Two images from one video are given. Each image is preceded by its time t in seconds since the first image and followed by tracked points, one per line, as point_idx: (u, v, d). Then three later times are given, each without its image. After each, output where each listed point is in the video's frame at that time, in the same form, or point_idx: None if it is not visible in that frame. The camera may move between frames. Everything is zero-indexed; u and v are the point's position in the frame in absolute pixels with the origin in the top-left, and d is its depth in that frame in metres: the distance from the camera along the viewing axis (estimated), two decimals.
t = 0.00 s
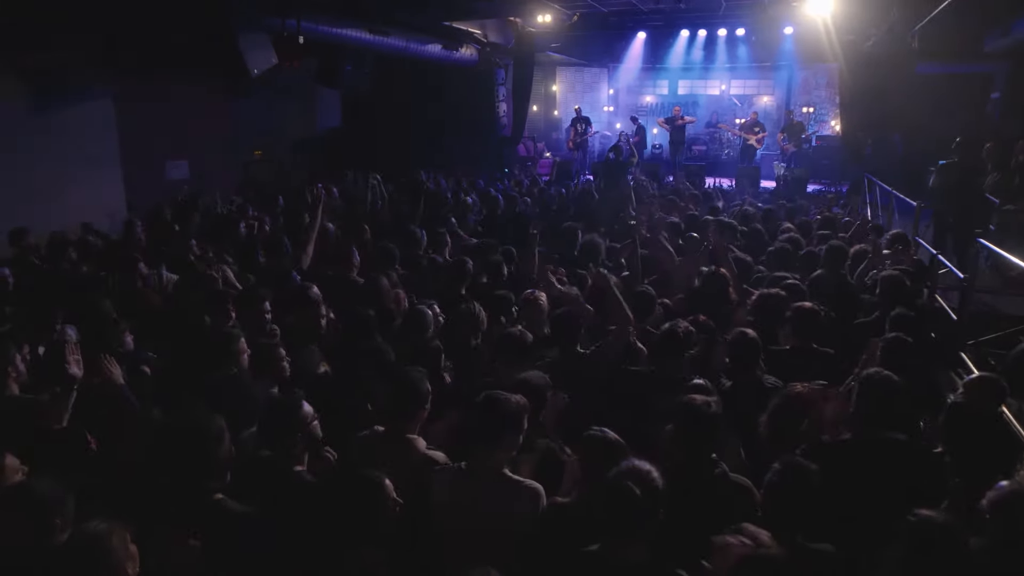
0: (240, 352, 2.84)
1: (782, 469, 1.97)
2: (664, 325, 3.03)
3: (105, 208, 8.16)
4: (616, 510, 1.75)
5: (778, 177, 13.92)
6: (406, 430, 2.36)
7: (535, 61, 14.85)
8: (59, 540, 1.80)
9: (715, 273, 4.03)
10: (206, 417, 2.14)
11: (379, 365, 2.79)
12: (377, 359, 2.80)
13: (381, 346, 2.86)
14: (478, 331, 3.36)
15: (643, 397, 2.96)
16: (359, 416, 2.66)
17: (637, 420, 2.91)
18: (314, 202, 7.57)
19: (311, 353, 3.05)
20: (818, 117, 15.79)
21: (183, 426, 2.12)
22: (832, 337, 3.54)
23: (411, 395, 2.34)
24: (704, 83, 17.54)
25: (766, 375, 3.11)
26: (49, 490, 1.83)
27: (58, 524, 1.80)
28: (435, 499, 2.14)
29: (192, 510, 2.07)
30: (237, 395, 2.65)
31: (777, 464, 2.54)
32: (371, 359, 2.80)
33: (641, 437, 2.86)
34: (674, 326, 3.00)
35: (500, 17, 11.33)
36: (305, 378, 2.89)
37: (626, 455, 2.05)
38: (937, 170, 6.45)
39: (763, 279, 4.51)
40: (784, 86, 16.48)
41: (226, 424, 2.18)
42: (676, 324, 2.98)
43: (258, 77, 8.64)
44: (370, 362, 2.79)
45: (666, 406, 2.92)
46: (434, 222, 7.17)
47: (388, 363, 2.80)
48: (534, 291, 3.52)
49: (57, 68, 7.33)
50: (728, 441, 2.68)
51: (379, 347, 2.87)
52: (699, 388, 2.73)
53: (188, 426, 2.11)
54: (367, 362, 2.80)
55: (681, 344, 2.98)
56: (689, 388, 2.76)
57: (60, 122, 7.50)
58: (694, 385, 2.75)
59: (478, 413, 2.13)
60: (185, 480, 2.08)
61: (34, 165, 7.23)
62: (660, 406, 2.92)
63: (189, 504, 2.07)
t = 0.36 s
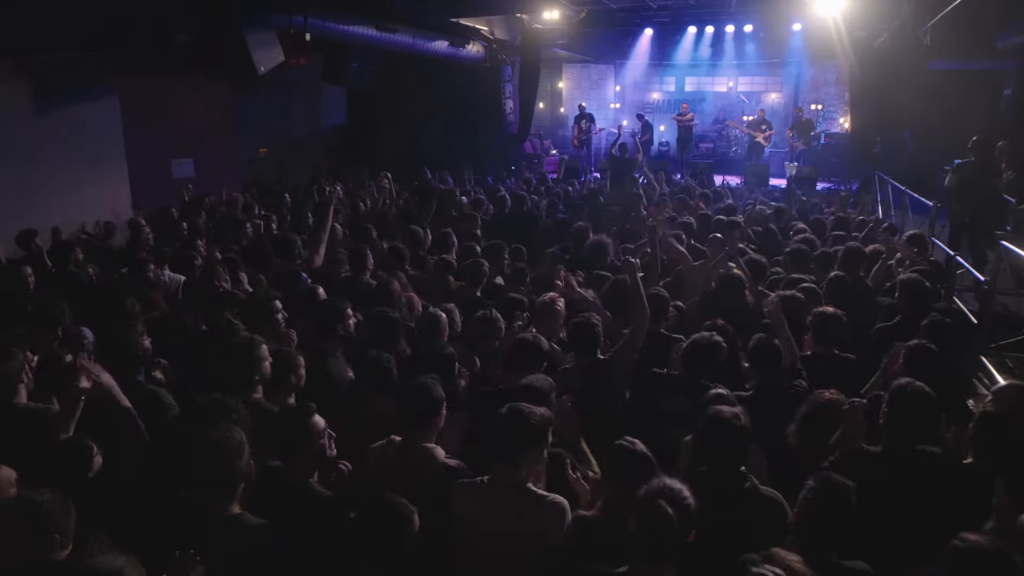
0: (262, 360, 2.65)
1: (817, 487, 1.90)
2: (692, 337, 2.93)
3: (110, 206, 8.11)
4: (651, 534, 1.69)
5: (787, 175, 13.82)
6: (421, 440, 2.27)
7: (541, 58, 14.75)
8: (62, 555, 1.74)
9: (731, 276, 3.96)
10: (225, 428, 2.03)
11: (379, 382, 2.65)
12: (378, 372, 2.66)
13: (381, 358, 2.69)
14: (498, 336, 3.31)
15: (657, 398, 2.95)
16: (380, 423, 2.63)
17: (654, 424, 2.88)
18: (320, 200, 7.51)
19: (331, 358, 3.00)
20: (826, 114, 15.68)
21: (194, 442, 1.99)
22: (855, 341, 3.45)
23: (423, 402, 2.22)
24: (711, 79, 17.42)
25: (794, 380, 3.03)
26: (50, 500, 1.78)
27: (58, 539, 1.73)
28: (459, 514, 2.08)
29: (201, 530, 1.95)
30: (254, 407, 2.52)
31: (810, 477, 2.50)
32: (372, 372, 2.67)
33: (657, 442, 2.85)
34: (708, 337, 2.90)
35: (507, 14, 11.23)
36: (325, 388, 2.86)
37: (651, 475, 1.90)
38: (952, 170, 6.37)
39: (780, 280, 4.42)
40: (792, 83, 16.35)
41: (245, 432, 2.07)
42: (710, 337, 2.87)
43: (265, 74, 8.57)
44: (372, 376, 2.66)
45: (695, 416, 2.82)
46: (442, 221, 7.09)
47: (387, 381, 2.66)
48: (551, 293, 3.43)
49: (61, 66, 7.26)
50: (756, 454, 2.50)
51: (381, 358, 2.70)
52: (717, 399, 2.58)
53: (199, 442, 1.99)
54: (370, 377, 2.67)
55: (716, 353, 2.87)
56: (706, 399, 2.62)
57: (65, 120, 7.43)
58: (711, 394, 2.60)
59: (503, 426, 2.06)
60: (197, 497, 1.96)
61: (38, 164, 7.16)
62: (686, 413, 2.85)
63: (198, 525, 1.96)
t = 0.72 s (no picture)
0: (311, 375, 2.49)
1: (856, 505, 1.83)
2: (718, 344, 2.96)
3: (117, 203, 8.06)
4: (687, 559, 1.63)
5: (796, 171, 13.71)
6: (435, 452, 2.17)
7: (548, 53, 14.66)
8: None
9: (748, 277, 3.90)
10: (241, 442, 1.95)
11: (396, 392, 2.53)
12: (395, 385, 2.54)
13: (399, 367, 2.57)
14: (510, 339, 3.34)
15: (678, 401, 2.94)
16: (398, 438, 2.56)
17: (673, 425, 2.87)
18: (327, 199, 7.45)
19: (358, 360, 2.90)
20: (836, 110, 15.56)
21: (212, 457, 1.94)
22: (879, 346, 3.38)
23: (433, 415, 2.12)
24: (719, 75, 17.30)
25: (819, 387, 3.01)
26: (11, 540, 1.65)
27: None
28: (480, 529, 2.01)
29: (218, 544, 1.88)
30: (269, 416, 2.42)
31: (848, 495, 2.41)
32: (391, 385, 2.55)
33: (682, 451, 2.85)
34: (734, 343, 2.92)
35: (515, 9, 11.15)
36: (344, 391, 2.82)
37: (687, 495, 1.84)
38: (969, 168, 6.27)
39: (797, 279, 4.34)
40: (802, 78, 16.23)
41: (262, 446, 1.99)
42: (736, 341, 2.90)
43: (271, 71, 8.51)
44: (389, 388, 2.55)
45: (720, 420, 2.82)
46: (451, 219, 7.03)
47: (404, 395, 2.54)
48: (566, 295, 3.39)
49: (67, 62, 7.20)
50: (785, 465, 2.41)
51: (398, 366, 2.58)
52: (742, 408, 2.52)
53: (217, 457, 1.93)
54: (386, 389, 2.56)
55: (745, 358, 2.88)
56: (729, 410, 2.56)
57: (71, 117, 7.38)
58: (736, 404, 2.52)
59: (524, 439, 1.98)
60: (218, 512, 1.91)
61: (44, 161, 7.11)
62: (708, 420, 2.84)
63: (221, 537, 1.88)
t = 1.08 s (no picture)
0: (329, 391, 2.42)
1: (894, 527, 1.75)
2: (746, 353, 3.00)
3: (120, 202, 7.98)
4: None
5: (804, 170, 13.62)
6: (451, 468, 2.07)
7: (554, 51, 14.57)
8: None
9: (764, 281, 3.83)
10: (250, 467, 1.87)
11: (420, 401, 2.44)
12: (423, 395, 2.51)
13: (427, 376, 2.56)
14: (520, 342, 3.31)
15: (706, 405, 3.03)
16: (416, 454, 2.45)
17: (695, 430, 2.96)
18: (332, 199, 7.38)
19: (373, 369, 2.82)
20: (843, 108, 15.46)
21: (220, 479, 1.85)
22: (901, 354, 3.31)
23: (448, 430, 2.04)
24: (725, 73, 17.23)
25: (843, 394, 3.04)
26: None
27: None
28: (499, 548, 1.94)
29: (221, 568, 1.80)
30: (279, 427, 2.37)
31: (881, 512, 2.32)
32: (419, 395, 2.52)
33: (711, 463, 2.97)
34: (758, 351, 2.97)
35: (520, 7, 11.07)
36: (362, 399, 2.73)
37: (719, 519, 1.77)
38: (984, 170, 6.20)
39: (813, 283, 4.27)
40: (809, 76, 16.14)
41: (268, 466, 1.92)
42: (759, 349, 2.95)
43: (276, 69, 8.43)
44: (417, 398, 2.52)
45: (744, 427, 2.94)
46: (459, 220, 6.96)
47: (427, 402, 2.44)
48: (582, 301, 3.39)
49: (68, 60, 7.11)
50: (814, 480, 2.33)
51: (425, 375, 2.57)
52: (770, 418, 2.54)
53: (224, 479, 1.84)
54: (413, 399, 2.53)
55: (773, 369, 2.94)
56: (756, 418, 2.59)
57: (72, 115, 7.29)
58: (764, 414, 2.56)
59: (545, 459, 1.90)
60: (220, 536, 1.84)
61: (45, 161, 7.02)
62: (732, 426, 2.95)
63: (226, 563, 1.80)
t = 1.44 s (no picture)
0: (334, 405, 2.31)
1: (933, 554, 1.68)
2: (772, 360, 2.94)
3: (120, 205, 7.89)
4: None
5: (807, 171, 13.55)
6: (468, 489, 2.00)
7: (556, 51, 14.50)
8: None
9: (776, 289, 3.75)
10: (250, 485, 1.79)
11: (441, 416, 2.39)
12: (443, 409, 2.40)
13: (450, 391, 2.43)
14: (524, 350, 3.29)
15: (721, 415, 2.85)
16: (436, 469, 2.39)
17: (714, 443, 2.81)
18: (334, 201, 7.31)
19: (370, 378, 2.74)
20: (846, 109, 15.40)
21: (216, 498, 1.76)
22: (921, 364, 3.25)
23: (466, 449, 1.96)
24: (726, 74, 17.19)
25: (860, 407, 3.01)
26: None
27: None
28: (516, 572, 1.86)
29: None
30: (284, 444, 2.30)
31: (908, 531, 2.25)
32: (439, 407, 2.40)
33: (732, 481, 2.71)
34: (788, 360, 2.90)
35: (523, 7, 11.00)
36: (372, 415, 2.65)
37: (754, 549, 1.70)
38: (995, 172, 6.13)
39: (827, 289, 4.19)
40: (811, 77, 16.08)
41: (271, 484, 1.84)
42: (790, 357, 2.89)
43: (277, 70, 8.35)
44: (438, 411, 2.40)
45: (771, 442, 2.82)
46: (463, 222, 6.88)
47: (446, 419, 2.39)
48: (594, 310, 3.32)
49: (68, 61, 7.02)
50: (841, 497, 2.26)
51: (445, 389, 2.44)
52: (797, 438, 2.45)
53: (220, 499, 1.75)
54: (432, 411, 2.40)
55: (801, 379, 2.86)
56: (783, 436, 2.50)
57: (72, 116, 7.21)
58: (793, 432, 2.47)
59: (568, 482, 1.82)
60: (214, 555, 1.74)
61: (44, 163, 6.93)
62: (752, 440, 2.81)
63: None
